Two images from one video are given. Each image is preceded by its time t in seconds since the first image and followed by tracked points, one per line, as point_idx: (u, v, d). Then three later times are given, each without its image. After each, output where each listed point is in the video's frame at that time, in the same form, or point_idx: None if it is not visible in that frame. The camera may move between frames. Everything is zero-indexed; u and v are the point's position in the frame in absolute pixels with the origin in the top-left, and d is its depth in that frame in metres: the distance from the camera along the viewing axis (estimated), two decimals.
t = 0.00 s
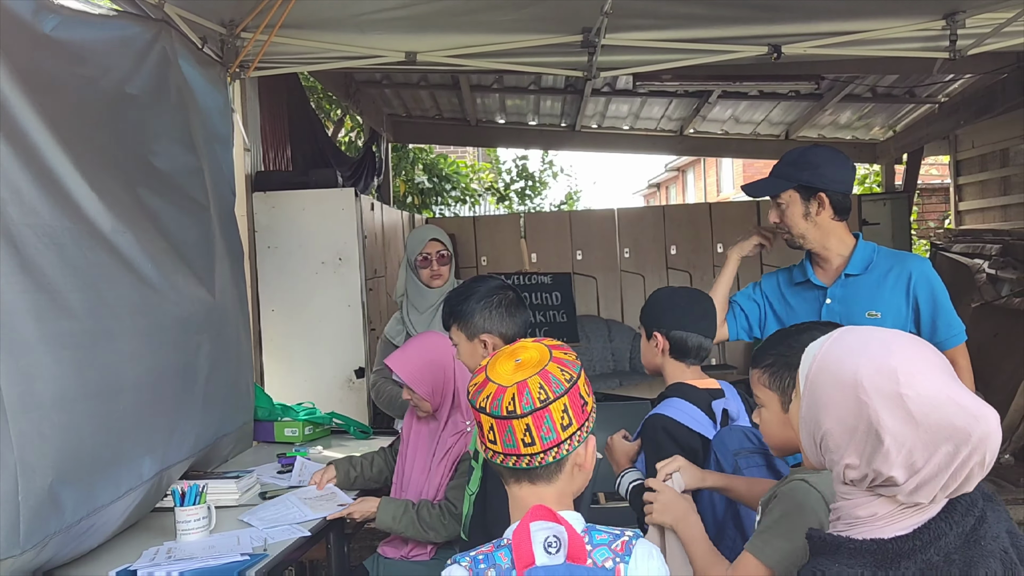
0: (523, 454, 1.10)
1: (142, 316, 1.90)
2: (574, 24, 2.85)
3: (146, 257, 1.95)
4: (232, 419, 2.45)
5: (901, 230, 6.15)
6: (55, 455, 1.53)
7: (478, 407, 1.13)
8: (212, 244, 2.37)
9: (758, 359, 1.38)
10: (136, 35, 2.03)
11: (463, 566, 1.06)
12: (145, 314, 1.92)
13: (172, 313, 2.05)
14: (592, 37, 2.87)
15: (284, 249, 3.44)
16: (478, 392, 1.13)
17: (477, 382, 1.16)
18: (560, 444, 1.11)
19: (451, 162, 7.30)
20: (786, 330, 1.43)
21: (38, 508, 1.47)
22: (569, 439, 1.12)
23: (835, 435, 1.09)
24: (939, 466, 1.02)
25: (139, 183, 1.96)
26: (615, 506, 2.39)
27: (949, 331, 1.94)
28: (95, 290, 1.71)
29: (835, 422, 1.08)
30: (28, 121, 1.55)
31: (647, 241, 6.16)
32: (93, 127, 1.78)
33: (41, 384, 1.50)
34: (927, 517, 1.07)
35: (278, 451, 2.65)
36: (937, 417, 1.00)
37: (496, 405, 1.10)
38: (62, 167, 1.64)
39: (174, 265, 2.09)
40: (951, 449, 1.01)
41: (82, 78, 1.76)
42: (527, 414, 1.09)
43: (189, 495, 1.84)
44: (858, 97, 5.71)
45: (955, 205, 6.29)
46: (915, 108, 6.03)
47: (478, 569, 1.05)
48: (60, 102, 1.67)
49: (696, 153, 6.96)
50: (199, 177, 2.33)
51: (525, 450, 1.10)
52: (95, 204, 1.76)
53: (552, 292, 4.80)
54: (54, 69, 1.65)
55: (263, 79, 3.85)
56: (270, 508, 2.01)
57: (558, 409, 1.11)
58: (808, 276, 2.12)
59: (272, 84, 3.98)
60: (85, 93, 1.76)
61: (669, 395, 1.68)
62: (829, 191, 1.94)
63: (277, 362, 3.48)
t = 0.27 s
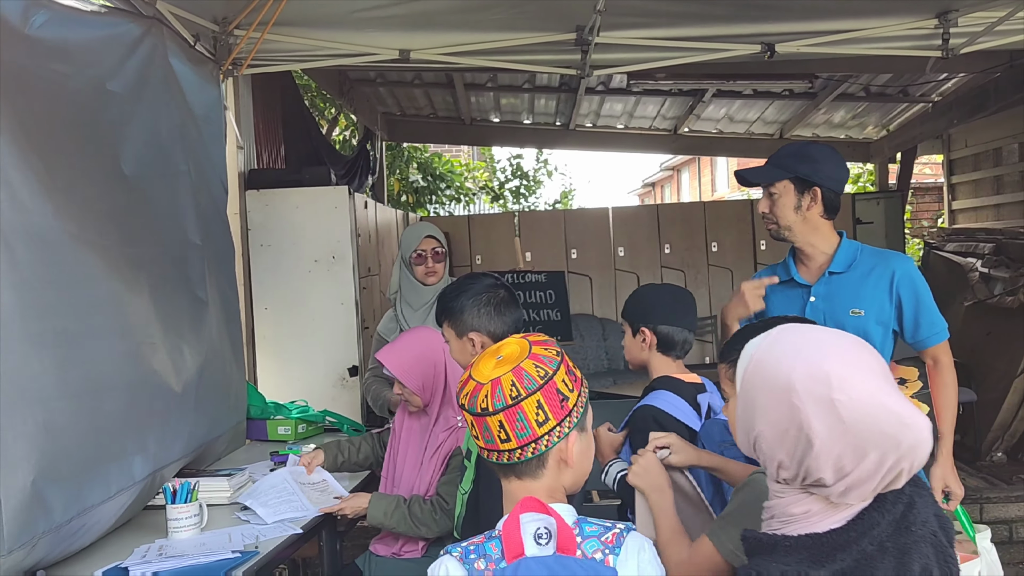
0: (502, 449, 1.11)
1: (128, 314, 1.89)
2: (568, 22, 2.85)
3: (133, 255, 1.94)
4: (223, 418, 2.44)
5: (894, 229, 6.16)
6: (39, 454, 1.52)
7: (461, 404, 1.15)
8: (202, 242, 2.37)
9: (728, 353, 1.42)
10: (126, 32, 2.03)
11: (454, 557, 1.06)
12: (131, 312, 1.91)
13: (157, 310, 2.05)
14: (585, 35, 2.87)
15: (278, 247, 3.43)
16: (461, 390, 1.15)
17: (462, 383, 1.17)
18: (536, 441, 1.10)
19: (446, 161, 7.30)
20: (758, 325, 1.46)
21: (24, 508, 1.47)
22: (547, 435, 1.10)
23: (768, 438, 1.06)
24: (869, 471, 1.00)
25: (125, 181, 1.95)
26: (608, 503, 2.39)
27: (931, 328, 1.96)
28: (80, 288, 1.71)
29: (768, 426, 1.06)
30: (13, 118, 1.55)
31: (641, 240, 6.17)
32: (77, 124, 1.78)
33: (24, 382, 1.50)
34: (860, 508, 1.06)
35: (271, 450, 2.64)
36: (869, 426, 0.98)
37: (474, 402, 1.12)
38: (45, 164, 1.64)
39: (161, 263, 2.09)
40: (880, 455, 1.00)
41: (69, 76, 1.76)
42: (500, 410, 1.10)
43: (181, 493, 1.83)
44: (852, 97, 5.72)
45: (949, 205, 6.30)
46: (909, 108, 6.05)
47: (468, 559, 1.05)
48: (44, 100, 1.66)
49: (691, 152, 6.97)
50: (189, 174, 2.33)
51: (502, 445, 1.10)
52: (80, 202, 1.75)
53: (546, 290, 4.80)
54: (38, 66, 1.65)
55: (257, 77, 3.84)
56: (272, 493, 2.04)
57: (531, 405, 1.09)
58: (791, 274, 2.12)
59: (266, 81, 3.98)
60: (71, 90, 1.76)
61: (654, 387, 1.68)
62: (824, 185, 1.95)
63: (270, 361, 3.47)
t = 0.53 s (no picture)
0: (475, 441, 1.12)
1: (106, 309, 1.89)
2: (557, 18, 2.85)
3: (112, 250, 1.94)
4: (209, 415, 2.44)
5: (885, 226, 6.19)
6: (17, 450, 1.52)
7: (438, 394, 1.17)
8: (186, 237, 2.37)
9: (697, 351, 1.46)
10: (110, 28, 2.02)
11: (433, 541, 1.08)
12: (108, 307, 1.91)
13: (136, 306, 2.04)
14: (574, 32, 2.88)
15: (267, 244, 3.42)
16: (440, 381, 1.17)
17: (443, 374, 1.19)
18: (505, 434, 1.10)
19: (438, 159, 7.29)
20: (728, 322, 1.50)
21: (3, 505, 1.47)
22: (516, 428, 1.10)
23: (696, 431, 1.10)
24: (786, 450, 1.03)
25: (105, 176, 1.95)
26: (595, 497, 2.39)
27: (909, 318, 1.96)
28: (58, 283, 1.71)
29: (693, 416, 1.09)
30: None
31: (633, 237, 6.17)
32: (57, 119, 1.78)
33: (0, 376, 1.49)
34: (792, 495, 1.07)
35: (259, 446, 2.64)
36: (778, 405, 1.01)
37: (447, 393, 1.14)
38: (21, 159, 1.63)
39: (141, 259, 2.08)
40: (794, 433, 1.02)
41: (51, 71, 1.76)
42: (470, 403, 1.11)
43: (167, 488, 1.83)
44: (843, 95, 5.74)
45: (939, 203, 6.33)
46: (899, 106, 6.07)
47: (446, 543, 1.07)
48: (25, 94, 1.66)
49: (682, 151, 6.98)
50: (173, 170, 2.33)
51: (472, 437, 1.12)
52: (58, 197, 1.75)
53: (537, 288, 4.81)
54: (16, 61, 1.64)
55: (247, 73, 3.83)
56: (258, 482, 2.01)
57: (499, 399, 1.10)
58: (768, 276, 2.13)
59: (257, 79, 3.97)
60: (53, 85, 1.76)
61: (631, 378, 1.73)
62: (801, 181, 2.00)
63: (260, 358, 3.46)
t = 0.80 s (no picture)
0: (470, 428, 1.13)
1: (96, 303, 1.88)
2: (552, 14, 2.85)
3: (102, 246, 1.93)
4: (203, 411, 2.44)
5: (878, 224, 6.20)
6: (8, 445, 1.52)
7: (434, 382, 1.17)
8: (180, 233, 2.37)
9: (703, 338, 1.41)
10: (102, 22, 2.02)
11: (428, 525, 1.09)
12: (97, 302, 1.91)
13: (127, 301, 2.03)
14: (569, 28, 2.88)
15: (262, 240, 3.42)
16: (437, 369, 1.17)
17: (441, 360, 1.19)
18: (499, 423, 1.11)
19: (433, 157, 7.28)
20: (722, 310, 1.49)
21: None
22: (511, 417, 1.11)
23: (682, 412, 1.12)
24: (768, 422, 1.05)
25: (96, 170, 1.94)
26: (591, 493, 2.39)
27: (899, 309, 1.99)
28: (46, 278, 1.70)
29: (676, 396, 1.11)
30: None
31: (627, 235, 6.18)
32: (49, 113, 1.77)
33: None
34: (779, 473, 1.08)
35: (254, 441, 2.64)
36: (759, 378, 1.04)
37: (442, 382, 1.14)
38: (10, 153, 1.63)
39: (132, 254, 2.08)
40: (775, 405, 1.04)
41: (43, 65, 1.75)
42: (465, 391, 1.11)
43: (162, 482, 1.82)
44: (836, 93, 5.76)
45: (932, 201, 6.34)
46: (892, 104, 6.08)
47: (441, 527, 1.07)
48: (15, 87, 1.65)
49: (677, 148, 6.98)
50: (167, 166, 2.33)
51: (468, 425, 1.13)
52: (47, 190, 1.74)
53: (531, 285, 4.81)
54: (9, 56, 1.64)
55: (241, 70, 3.82)
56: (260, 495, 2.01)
57: (494, 388, 1.10)
58: (759, 271, 2.12)
59: (251, 76, 3.97)
60: (44, 79, 1.75)
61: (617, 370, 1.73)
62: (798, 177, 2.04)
63: (254, 355, 3.46)
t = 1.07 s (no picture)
0: (475, 432, 1.13)
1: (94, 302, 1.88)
2: (550, 15, 2.86)
3: (100, 243, 1.92)
4: (200, 413, 2.43)
5: (873, 225, 6.22)
6: (8, 445, 1.51)
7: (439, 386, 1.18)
8: (179, 233, 2.37)
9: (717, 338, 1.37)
10: (102, 22, 2.01)
11: (431, 526, 1.09)
12: (97, 302, 1.90)
13: (124, 300, 2.03)
14: (567, 29, 2.88)
15: (259, 241, 3.41)
16: (440, 373, 1.18)
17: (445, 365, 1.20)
18: (503, 425, 1.11)
19: (429, 156, 7.28)
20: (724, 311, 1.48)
21: None
22: (514, 419, 1.11)
23: (677, 411, 1.11)
24: (763, 416, 1.04)
25: (94, 169, 1.94)
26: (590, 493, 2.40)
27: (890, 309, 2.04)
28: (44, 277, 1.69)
29: (671, 395, 1.10)
30: None
31: (623, 235, 6.19)
32: (48, 113, 1.77)
33: None
34: (772, 476, 1.08)
35: (252, 442, 2.63)
36: (753, 372, 1.03)
37: (446, 385, 1.15)
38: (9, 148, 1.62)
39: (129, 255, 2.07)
40: (770, 398, 1.03)
41: (42, 62, 1.75)
42: (469, 394, 1.11)
43: (161, 484, 1.82)
44: (832, 94, 5.78)
45: (927, 201, 6.37)
46: (888, 105, 6.10)
47: (443, 527, 1.07)
48: (12, 85, 1.65)
49: (672, 149, 6.99)
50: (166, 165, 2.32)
51: (472, 428, 1.13)
52: (46, 189, 1.74)
53: (528, 285, 4.82)
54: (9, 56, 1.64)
55: (238, 69, 3.82)
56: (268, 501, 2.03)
57: (497, 390, 1.10)
58: (762, 275, 2.10)
59: (249, 75, 3.96)
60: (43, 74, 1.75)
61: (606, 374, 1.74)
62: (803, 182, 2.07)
63: (251, 355, 3.45)
